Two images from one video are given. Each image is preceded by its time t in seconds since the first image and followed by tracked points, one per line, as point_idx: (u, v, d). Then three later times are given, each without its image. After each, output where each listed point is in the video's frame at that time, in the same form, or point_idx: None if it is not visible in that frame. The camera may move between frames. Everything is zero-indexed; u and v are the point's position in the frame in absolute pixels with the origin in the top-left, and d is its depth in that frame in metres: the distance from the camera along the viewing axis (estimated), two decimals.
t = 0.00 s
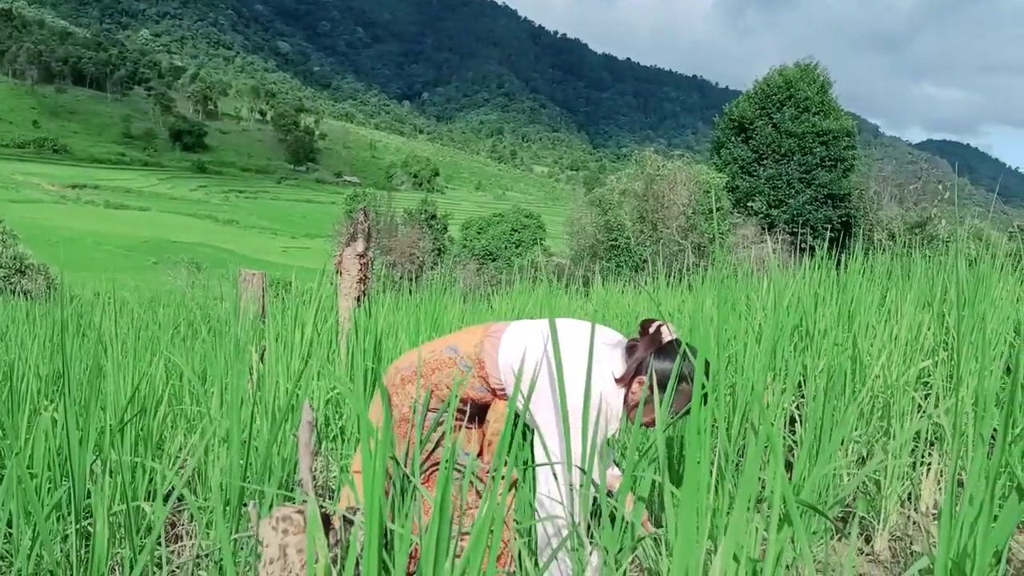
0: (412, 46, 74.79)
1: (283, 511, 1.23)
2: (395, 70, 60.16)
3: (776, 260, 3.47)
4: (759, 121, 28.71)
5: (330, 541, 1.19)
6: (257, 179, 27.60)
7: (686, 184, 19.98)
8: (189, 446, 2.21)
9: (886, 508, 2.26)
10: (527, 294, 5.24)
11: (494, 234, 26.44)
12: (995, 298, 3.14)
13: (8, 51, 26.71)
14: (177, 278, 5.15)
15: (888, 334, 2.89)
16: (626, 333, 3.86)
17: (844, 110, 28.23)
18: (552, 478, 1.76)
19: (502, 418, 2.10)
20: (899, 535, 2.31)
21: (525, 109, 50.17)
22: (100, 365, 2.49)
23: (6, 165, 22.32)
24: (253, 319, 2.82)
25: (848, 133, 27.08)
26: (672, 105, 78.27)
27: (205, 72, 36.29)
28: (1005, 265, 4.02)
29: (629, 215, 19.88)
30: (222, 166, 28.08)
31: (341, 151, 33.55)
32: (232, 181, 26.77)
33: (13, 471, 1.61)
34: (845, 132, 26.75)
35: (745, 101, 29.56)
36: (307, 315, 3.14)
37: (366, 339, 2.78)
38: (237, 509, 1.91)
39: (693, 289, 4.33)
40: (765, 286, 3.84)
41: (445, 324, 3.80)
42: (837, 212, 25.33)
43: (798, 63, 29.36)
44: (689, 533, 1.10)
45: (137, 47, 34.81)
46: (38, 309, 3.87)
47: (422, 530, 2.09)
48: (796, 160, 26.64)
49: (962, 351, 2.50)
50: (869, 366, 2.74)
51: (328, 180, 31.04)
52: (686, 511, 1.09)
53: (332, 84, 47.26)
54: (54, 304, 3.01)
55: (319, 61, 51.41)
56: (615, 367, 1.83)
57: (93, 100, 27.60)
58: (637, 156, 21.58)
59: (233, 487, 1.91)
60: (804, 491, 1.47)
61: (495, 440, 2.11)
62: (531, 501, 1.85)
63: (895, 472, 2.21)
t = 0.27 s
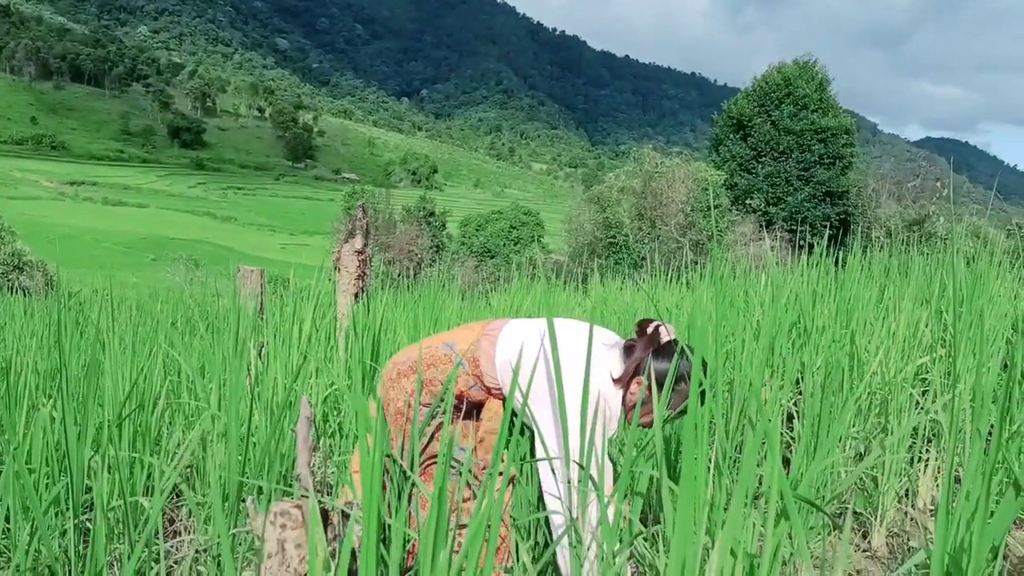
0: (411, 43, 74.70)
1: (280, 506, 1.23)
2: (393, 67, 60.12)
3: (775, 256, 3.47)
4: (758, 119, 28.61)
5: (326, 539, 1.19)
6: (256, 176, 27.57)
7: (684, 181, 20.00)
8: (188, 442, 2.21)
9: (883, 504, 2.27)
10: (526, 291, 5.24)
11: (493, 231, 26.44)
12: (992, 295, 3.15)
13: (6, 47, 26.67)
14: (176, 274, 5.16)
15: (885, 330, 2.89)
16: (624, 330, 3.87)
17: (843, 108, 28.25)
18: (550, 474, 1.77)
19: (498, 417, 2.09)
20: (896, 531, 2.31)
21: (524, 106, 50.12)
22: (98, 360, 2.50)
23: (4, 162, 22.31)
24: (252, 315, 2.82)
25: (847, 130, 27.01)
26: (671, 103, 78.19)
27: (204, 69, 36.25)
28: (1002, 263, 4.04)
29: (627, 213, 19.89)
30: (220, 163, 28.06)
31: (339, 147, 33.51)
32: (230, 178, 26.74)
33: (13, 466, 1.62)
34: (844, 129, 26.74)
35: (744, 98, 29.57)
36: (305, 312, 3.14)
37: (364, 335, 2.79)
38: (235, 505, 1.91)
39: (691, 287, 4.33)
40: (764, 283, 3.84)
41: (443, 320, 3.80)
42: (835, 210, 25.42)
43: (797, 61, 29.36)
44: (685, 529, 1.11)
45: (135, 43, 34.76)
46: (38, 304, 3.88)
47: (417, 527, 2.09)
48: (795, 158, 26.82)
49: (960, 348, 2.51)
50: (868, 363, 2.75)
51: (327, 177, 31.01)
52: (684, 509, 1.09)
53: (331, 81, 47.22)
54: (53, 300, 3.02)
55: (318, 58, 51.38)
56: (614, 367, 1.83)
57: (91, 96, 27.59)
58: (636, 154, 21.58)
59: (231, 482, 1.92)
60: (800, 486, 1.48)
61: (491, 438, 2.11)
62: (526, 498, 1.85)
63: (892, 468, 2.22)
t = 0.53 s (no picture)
0: (411, 41, 74.59)
1: (280, 501, 1.24)
2: (393, 64, 60.06)
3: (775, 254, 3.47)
4: (758, 117, 28.52)
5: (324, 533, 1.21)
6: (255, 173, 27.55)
7: (684, 179, 19.99)
8: (186, 438, 2.22)
9: (882, 502, 2.27)
10: (525, 289, 5.24)
11: (492, 229, 26.44)
12: (991, 294, 3.15)
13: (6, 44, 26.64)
14: (176, 271, 5.15)
15: (884, 328, 2.89)
16: (624, 329, 3.87)
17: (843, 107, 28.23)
18: (551, 470, 1.78)
19: (500, 415, 2.09)
20: (895, 528, 2.31)
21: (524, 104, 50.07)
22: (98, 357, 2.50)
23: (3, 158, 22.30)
24: (251, 311, 2.83)
25: (847, 129, 26.89)
26: (670, 101, 78.10)
27: (203, 65, 36.21)
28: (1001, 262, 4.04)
29: (627, 211, 19.88)
30: (220, 160, 28.05)
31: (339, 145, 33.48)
32: (229, 175, 26.71)
33: (12, 462, 1.63)
34: (844, 128, 26.71)
35: (743, 97, 29.53)
36: (304, 309, 3.13)
37: (363, 332, 2.79)
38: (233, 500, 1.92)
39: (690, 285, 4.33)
40: (764, 282, 3.85)
41: (442, 317, 3.80)
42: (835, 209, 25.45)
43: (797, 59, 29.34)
44: (684, 523, 1.11)
45: (135, 40, 34.72)
46: (37, 301, 3.89)
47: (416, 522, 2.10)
48: (794, 156, 26.87)
49: (959, 345, 2.51)
50: (866, 361, 2.75)
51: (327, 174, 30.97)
52: (682, 501, 1.10)
53: (331, 79, 47.19)
54: (52, 297, 3.02)
55: (318, 56, 51.36)
56: (618, 365, 1.84)
57: (91, 93, 27.56)
58: (636, 152, 21.57)
59: (229, 477, 1.93)
60: (798, 482, 1.49)
61: (492, 435, 2.11)
62: (526, 494, 1.86)
63: (891, 466, 2.22)
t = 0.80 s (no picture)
0: (411, 40, 74.54)
1: (280, 499, 1.24)
2: (393, 63, 60.01)
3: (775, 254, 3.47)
4: (758, 117, 28.58)
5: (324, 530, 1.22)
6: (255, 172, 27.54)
7: (685, 179, 19.98)
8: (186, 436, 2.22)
9: (882, 502, 2.28)
10: (525, 288, 5.25)
11: (492, 228, 26.42)
12: (991, 294, 3.15)
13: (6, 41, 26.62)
14: (175, 269, 5.15)
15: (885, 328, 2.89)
16: (624, 328, 3.86)
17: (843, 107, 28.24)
18: (550, 472, 1.79)
19: (499, 415, 2.09)
20: (895, 528, 2.31)
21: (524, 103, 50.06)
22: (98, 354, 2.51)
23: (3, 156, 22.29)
24: (251, 309, 2.83)
25: (847, 129, 27.02)
26: (670, 101, 78.06)
27: (204, 63, 36.18)
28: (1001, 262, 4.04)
29: (627, 211, 19.89)
30: (220, 158, 28.03)
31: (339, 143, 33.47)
32: (229, 173, 26.71)
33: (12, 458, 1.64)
34: (844, 128, 26.72)
35: (744, 96, 29.53)
36: (304, 307, 3.13)
37: (363, 329, 2.80)
38: (233, 497, 1.93)
39: (690, 284, 4.34)
40: (764, 281, 3.85)
41: (442, 316, 3.81)
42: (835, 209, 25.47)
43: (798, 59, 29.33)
44: (685, 521, 1.12)
45: (135, 38, 34.70)
46: (37, 299, 3.88)
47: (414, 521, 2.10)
48: (794, 156, 26.84)
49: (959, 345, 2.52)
50: (867, 360, 2.76)
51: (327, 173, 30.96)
52: (683, 499, 1.11)
53: (331, 77, 47.15)
54: (53, 295, 3.02)
55: (318, 54, 51.31)
56: (621, 368, 1.85)
57: (91, 91, 27.55)
58: (636, 152, 21.57)
59: (229, 476, 1.94)
60: (798, 481, 1.49)
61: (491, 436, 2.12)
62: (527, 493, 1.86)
63: (891, 465, 2.23)
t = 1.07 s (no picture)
0: (411, 40, 74.51)
1: (281, 498, 1.23)
2: (393, 63, 59.98)
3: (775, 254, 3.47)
4: (758, 117, 28.54)
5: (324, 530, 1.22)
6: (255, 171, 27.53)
7: (684, 179, 19.99)
8: (185, 436, 2.22)
9: (882, 503, 2.28)
10: (525, 288, 5.24)
11: (492, 228, 26.42)
12: (990, 295, 3.16)
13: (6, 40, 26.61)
14: (175, 268, 5.14)
15: (884, 329, 2.89)
16: (625, 327, 3.87)
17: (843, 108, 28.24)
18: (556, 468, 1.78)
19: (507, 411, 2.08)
20: (895, 529, 2.31)
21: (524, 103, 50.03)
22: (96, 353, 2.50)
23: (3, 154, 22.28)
24: (250, 309, 2.84)
25: (847, 130, 27.06)
26: (671, 101, 78.01)
27: (204, 62, 36.18)
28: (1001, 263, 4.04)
29: (626, 211, 19.89)
30: (220, 157, 28.02)
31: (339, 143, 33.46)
32: (229, 172, 26.70)
33: (10, 458, 1.64)
34: (844, 128, 26.73)
35: (744, 96, 29.51)
36: (305, 307, 3.13)
37: (362, 329, 2.79)
38: (232, 497, 1.93)
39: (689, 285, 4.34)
40: (764, 282, 3.85)
41: (442, 316, 3.80)
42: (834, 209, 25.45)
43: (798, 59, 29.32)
44: (686, 521, 1.12)
45: (135, 37, 34.71)
46: (36, 298, 3.88)
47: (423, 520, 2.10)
48: (794, 157, 26.86)
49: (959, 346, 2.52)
50: (866, 361, 2.76)
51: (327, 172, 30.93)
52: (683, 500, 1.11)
53: (332, 77, 47.13)
54: (52, 294, 3.02)
55: (318, 54, 51.29)
56: (628, 357, 1.84)
57: (91, 90, 27.54)
58: (637, 152, 21.56)
59: (228, 476, 1.94)
60: (799, 481, 1.49)
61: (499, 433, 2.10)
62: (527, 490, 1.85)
63: (891, 467, 2.24)
